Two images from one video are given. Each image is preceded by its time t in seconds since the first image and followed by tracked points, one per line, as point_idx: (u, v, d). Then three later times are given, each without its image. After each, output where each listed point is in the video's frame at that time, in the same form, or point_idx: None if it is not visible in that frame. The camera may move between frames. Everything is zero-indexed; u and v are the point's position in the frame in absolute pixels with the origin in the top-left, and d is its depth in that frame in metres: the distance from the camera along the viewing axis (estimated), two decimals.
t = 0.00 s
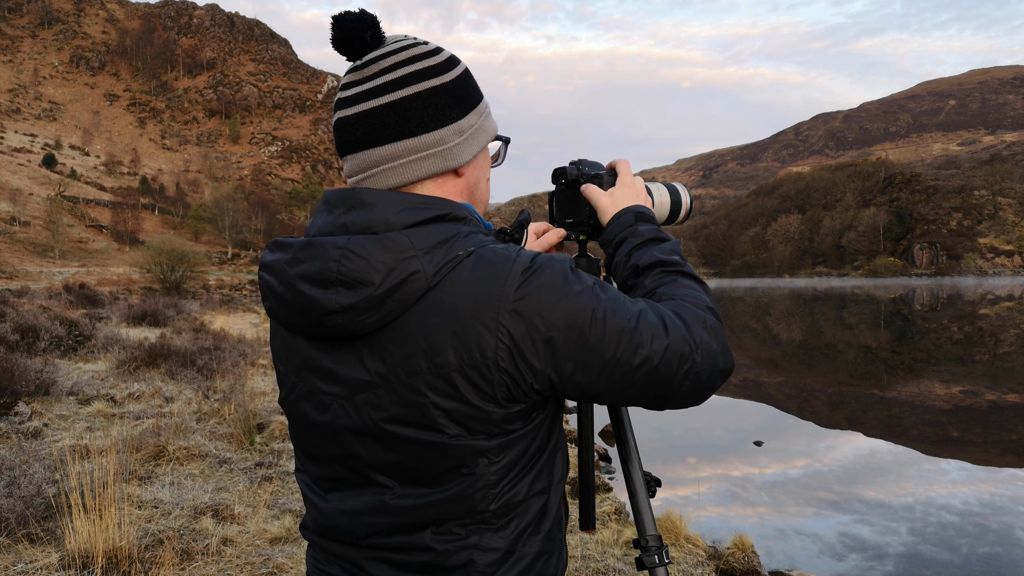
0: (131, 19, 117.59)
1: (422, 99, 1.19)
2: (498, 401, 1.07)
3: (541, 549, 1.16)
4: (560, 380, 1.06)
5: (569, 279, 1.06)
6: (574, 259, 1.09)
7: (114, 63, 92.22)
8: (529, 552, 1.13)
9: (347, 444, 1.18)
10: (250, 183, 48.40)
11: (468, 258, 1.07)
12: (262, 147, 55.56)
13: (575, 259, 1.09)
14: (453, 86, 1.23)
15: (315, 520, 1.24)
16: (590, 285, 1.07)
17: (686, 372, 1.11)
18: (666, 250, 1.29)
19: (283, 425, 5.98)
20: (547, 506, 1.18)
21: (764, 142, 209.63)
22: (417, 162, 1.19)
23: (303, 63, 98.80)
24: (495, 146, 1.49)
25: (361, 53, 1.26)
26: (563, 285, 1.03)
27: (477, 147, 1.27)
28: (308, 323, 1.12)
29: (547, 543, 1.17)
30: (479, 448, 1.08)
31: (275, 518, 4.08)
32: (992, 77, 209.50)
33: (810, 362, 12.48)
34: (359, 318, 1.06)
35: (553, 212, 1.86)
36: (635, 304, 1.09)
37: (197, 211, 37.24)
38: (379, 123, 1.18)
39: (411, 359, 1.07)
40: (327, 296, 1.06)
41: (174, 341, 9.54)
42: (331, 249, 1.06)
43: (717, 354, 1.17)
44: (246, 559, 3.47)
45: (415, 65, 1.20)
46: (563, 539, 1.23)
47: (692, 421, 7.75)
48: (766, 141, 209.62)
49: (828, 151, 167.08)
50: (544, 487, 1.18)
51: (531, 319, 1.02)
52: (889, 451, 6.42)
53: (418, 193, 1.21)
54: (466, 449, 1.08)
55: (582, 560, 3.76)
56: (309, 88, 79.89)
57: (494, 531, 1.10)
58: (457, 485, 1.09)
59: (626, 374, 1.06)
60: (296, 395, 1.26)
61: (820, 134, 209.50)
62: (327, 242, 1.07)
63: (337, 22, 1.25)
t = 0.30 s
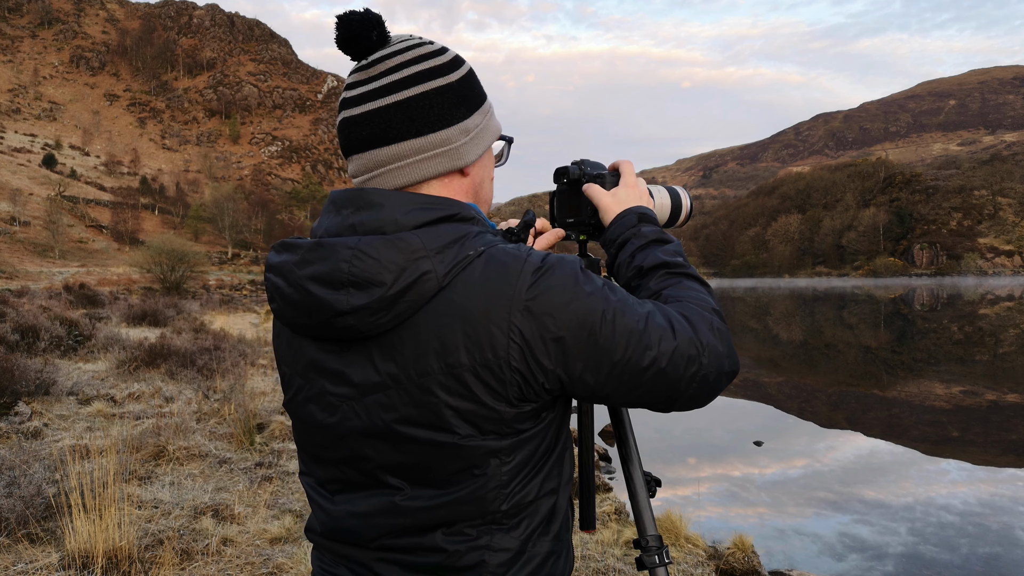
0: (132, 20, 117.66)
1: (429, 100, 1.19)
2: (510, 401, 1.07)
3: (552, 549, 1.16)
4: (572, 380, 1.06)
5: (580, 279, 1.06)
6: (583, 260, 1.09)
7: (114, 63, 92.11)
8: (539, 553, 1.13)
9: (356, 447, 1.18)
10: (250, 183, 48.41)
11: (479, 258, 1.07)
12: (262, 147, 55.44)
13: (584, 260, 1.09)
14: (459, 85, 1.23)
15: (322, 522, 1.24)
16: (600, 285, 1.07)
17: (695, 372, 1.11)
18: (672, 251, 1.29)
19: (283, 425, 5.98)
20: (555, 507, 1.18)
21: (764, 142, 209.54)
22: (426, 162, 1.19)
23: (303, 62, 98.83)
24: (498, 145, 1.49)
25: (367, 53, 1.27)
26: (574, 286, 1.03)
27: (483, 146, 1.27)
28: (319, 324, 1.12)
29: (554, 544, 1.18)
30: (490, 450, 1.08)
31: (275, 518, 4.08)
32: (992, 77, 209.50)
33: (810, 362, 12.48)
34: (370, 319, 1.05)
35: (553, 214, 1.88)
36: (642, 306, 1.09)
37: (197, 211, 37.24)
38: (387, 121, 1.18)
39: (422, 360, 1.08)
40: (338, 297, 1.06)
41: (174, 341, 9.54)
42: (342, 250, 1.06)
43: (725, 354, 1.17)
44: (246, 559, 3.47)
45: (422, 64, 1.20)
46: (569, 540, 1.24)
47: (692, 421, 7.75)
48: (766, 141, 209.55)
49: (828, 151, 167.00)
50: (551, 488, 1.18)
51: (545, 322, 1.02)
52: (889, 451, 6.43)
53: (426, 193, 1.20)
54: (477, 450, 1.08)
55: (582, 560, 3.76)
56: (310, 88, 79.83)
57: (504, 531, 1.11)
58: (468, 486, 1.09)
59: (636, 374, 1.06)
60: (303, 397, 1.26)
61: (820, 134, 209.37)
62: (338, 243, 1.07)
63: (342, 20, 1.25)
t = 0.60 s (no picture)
0: (132, 20, 117.64)
1: (432, 100, 1.19)
2: (516, 402, 1.07)
3: (557, 550, 1.16)
4: (577, 381, 1.07)
5: (584, 280, 1.06)
6: (589, 261, 1.09)
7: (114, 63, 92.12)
8: (545, 554, 1.13)
9: (364, 454, 1.17)
10: (250, 183, 48.41)
11: (484, 259, 1.06)
12: (262, 148, 55.09)
13: (589, 261, 1.09)
14: (462, 86, 1.24)
15: (328, 526, 1.24)
16: (606, 286, 1.07)
17: (699, 371, 1.12)
18: (673, 251, 1.29)
19: (283, 426, 5.98)
20: (562, 509, 1.19)
21: (764, 142, 209.56)
22: (430, 162, 1.19)
23: (303, 62, 98.88)
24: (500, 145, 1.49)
25: (369, 53, 1.26)
26: (578, 289, 1.04)
27: (485, 147, 1.27)
28: (325, 327, 1.11)
29: (562, 544, 1.17)
30: (497, 451, 1.08)
31: (275, 518, 4.08)
32: (992, 77, 209.50)
33: (810, 362, 12.48)
34: (377, 321, 1.05)
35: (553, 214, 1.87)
36: (648, 306, 1.09)
37: (197, 211, 37.25)
38: (391, 122, 1.18)
39: (428, 363, 1.08)
40: (345, 299, 1.06)
41: (174, 341, 9.55)
42: (347, 253, 1.05)
43: (732, 357, 1.17)
44: (246, 559, 3.47)
45: (424, 65, 1.20)
46: (576, 544, 1.23)
47: (692, 421, 7.75)
48: (766, 141, 209.57)
49: (827, 151, 166.97)
50: (559, 489, 1.18)
51: (551, 323, 1.02)
52: (889, 451, 6.43)
53: (430, 194, 1.21)
54: (484, 452, 1.08)
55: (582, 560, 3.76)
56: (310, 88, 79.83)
57: (511, 533, 1.11)
58: (476, 487, 1.09)
59: (642, 375, 1.06)
60: (309, 396, 1.26)
61: (820, 134, 209.37)
62: (343, 245, 1.06)
63: (344, 22, 1.25)
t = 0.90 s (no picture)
0: (132, 19, 117.52)
1: (433, 100, 1.19)
2: (519, 402, 1.08)
3: (561, 550, 1.16)
4: (580, 382, 1.07)
5: (590, 279, 1.05)
6: (592, 261, 1.09)
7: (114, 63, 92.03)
8: (549, 554, 1.14)
9: (368, 456, 1.17)
10: (249, 183, 48.39)
11: (487, 260, 1.07)
12: (262, 148, 55.06)
13: (593, 261, 1.09)
14: (463, 86, 1.24)
15: (331, 526, 1.24)
16: (609, 286, 1.07)
17: (702, 372, 1.12)
18: (674, 251, 1.29)
19: (283, 425, 5.98)
20: (564, 510, 1.19)
21: (764, 142, 209.61)
22: (432, 162, 1.19)
23: (303, 62, 98.89)
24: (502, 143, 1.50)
25: (370, 54, 1.26)
26: (581, 292, 1.03)
27: (487, 148, 1.28)
28: (329, 329, 1.11)
29: (564, 546, 1.18)
30: (500, 452, 1.08)
31: (275, 519, 4.09)
32: (992, 77, 209.57)
33: (810, 362, 12.49)
34: (381, 322, 1.05)
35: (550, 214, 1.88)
36: (649, 306, 1.10)
37: (197, 211, 37.25)
38: (393, 123, 1.18)
39: (432, 364, 1.08)
40: (349, 299, 1.06)
41: (174, 342, 9.54)
42: (351, 254, 1.05)
43: (733, 358, 1.18)
44: (246, 559, 3.47)
45: (425, 67, 1.20)
46: (578, 546, 1.23)
47: (692, 421, 7.75)
48: (766, 141, 209.63)
49: (827, 151, 166.95)
50: (563, 490, 1.18)
51: (554, 324, 1.02)
52: (889, 451, 6.43)
53: (433, 194, 1.21)
54: (488, 453, 1.08)
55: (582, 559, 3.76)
56: (310, 88, 79.80)
57: (515, 533, 1.11)
58: (478, 488, 1.09)
59: (644, 375, 1.06)
60: (312, 396, 1.26)
61: (820, 134, 209.35)
62: (347, 246, 1.06)
63: (343, 22, 1.24)
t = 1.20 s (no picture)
0: (132, 20, 117.55)
1: (436, 100, 1.19)
2: (524, 402, 1.07)
3: (563, 552, 1.15)
4: (584, 382, 1.06)
5: (591, 281, 1.05)
6: (596, 260, 1.09)
7: (114, 63, 91.97)
8: (551, 556, 1.13)
9: (370, 457, 1.17)
10: (250, 183, 48.38)
11: (491, 260, 1.06)
12: (262, 148, 54.99)
13: (596, 261, 1.09)
14: (465, 85, 1.23)
15: (332, 525, 1.23)
16: (613, 285, 1.06)
17: (705, 372, 1.11)
18: (675, 251, 1.29)
19: (283, 426, 5.98)
20: (567, 510, 1.18)
21: (764, 142, 209.57)
22: (436, 161, 1.19)
23: (303, 61, 98.93)
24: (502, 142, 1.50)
25: (373, 53, 1.25)
26: (583, 292, 1.03)
27: (489, 147, 1.27)
28: (332, 329, 1.11)
29: (566, 546, 1.17)
30: (505, 453, 1.08)
31: (275, 519, 4.08)
32: (992, 77, 209.39)
33: (810, 362, 12.49)
34: (385, 323, 1.04)
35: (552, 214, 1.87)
36: (655, 305, 1.08)
37: (197, 211, 37.24)
38: (395, 123, 1.17)
39: (436, 364, 1.07)
40: (352, 300, 1.05)
41: (174, 341, 9.54)
42: (355, 254, 1.05)
43: (737, 355, 1.17)
44: (246, 559, 3.47)
45: (428, 66, 1.19)
46: (580, 547, 1.22)
47: (693, 421, 7.74)
48: (766, 141, 209.58)
49: (827, 151, 166.87)
50: (566, 492, 1.18)
51: (557, 326, 1.02)
52: (889, 451, 6.42)
53: (435, 194, 1.20)
54: (490, 455, 1.08)
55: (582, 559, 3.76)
56: (310, 88, 79.71)
57: (518, 533, 1.10)
58: (482, 489, 1.08)
59: (648, 374, 1.05)
60: (315, 396, 1.26)
61: (820, 134, 209.18)
62: (350, 247, 1.06)
63: (343, 22, 1.24)
